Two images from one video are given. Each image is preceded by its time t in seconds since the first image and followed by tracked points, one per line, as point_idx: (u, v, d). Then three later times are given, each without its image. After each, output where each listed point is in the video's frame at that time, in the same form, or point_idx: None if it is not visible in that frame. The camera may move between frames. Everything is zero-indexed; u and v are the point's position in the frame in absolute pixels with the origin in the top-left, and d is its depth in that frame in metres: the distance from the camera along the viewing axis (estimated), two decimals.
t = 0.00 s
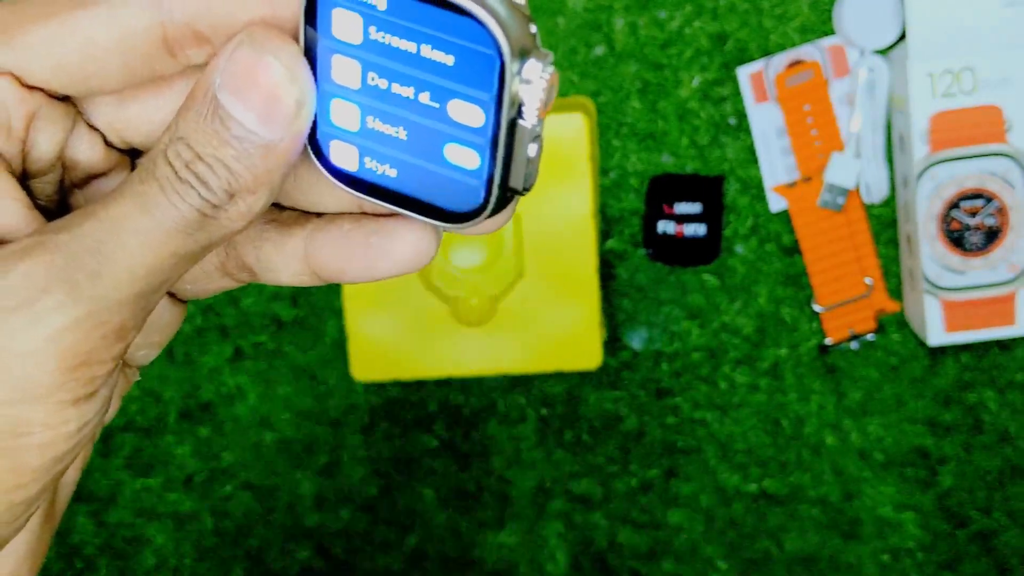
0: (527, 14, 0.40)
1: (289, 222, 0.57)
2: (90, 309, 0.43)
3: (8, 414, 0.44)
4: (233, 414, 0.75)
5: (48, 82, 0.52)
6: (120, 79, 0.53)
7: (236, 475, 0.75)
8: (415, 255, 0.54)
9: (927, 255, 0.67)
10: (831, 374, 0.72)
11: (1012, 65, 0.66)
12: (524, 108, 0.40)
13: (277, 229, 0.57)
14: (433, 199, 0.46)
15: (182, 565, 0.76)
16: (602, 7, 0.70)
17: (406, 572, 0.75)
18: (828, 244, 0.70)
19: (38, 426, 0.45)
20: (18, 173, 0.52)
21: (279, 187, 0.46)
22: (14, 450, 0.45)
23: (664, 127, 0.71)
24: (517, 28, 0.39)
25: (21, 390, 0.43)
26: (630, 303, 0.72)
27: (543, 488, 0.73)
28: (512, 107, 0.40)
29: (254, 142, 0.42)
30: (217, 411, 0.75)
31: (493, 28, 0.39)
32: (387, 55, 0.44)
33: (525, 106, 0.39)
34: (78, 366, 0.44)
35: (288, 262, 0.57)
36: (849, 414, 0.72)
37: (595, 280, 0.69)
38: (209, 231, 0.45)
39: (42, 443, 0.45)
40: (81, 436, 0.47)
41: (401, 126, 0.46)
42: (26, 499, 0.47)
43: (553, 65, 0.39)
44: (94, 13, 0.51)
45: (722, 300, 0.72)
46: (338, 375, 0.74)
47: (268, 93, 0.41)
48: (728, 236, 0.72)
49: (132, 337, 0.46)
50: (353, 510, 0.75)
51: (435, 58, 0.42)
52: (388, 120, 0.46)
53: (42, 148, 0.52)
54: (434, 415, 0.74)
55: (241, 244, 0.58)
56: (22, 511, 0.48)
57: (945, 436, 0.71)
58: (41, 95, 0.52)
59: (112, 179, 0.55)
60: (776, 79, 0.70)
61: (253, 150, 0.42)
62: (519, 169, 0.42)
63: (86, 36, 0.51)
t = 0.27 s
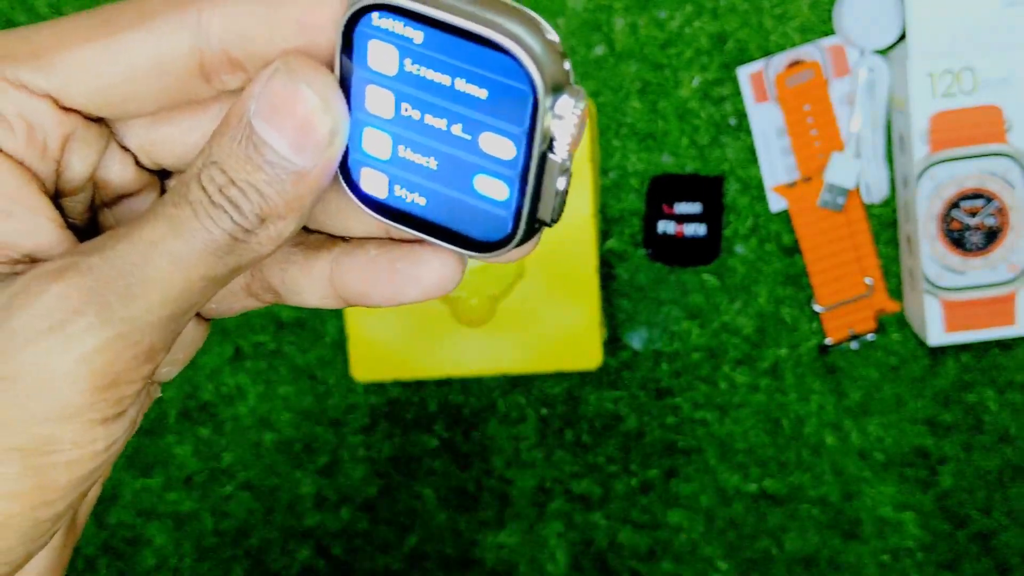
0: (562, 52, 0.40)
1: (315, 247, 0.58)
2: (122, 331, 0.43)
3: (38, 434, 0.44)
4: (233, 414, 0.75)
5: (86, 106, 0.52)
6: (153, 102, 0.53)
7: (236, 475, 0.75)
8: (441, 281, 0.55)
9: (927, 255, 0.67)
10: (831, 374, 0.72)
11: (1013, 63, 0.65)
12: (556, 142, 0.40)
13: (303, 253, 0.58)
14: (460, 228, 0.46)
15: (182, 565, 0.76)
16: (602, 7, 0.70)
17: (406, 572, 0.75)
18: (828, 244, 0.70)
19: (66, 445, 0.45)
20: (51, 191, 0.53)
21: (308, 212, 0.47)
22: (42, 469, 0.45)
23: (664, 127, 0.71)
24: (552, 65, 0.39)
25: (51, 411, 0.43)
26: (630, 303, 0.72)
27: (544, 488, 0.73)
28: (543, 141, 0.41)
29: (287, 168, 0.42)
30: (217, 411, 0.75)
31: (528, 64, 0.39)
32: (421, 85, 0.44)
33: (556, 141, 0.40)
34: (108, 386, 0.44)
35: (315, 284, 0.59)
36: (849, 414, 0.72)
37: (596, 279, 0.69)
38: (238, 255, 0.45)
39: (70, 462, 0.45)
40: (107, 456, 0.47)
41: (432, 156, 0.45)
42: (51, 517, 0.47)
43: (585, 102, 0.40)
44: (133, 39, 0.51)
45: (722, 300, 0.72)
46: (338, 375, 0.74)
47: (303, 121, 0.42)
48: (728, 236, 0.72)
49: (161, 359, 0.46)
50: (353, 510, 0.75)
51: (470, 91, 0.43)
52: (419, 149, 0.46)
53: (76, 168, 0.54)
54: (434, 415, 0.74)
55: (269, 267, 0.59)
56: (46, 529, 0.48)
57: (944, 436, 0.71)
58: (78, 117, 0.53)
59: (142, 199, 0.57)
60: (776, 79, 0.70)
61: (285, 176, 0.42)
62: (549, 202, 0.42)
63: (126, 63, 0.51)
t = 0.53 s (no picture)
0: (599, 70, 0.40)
1: (340, 258, 0.59)
2: (152, 345, 0.44)
3: (67, 445, 0.45)
4: (233, 414, 0.75)
5: (115, 116, 0.53)
6: (183, 113, 0.54)
7: (236, 475, 0.75)
8: (464, 294, 0.56)
9: (927, 255, 0.67)
10: (831, 374, 0.72)
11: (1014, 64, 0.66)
12: (590, 160, 0.41)
13: (328, 264, 0.59)
14: (487, 242, 0.47)
15: (182, 566, 0.76)
16: (602, 7, 0.71)
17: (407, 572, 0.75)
18: (829, 245, 0.70)
19: (94, 457, 0.46)
20: (80, 201, 0.54)
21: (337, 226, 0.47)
22: (69, 480, 0.46)
23: (664, 127, 0.71)
24: (587, 85, 0.40)
25: (81, 423, 0.44)
26: (630, 303, 0.72)
27: (544, 488, 0.73)
28: (577, 159, 0.42)
29: (318, 182, 0.43)
30: (217, 411, 0.75)
31: (565, 84, 0.40)
32: (454, 101, 0.44)
33: (590, 159, 0.41)
34: (136, 399, 0.45)
35: (337, 295, 0.59)
36: (849, 414, 0.72)
37: (596, 281, 0.71)
38: (266, 267, 0.46)
39: (95, 473, 0.46)
40: (131, 468, 0.48)
41: (463, 172, 0.46)
42: (75, 529, 0.48)
43: (619, 121, 0.41)
44: (161, 49, 0.51)
45: (722, 301, 0.72)
46: (339, 375, 0.74)
47: (335, 134, 0.42)
48: (728, 236, 0.72)
49: (187, 372, 0.47)
50: (353, 510, 0.75)
51: (503, 107, 0.43)
52: (448, 164, 0.46)
53: (104, 178, 0.54)
54: (434, 415, 0.74)
55: (293, 279, 0.60)
56: (69, 541, 0.49)
57: (944, 436, 0.71)
58: (108, 127, 0.53)
59: (167, 210, 0.58)
60: (776, 79, 0.70)
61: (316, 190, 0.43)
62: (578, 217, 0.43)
63: (155, 74, 0.51)
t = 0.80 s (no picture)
0: (591, 56, 0.41)
1: (335, 249, 0.60)
2: (148, 335, 0.44)
3: (64, 437, 0.45)
4: (233, 414, 0.75)
5: (109, 107, 0.53)
6: (179, 104, 0.53)
7: (236, 475, 0.75)
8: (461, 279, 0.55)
9: (927, 255, 0.67)
10: (831, 374, 0.72)
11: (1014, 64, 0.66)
12: (583, 146, 0.42)
13: (324, 254, 0.60)
14: (481, 230, 0.47)
15: (182, 566, 0.76)
16: (602, 7, 0.70)
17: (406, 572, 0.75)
18: (828, 245, 0.70)
19: (91, 448, 0.46)
20: (75, 192, 0.54)
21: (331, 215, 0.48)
22: (67, 471, 0.46)
23: (664, 127, 0.71)
24: (581, 70, 0.41)
25: (78, 414, 0.44)
26: (630, 303, 0.72)
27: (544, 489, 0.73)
28: (570, 146, 0.42)
29: (312, 171, 0.43)
30: (217, 411, 0.75)
31: (559, 70, 0.41)
32: (449, 90, 0.45)
33: (584, 145, 0.42)
34: (132, 389, 0.45)
35: (333, 285, 0.60)
36: (848, 414, 0.72)
37: (596, 280, 0.71)
38: (262, 257, 0.46)
39: (92, 463, 0.47)
40: (128, 458, 0.49)
41: (457, 159, 0.46)
42: (74, 519, 0.49)
43: (612, 107, 0.41)
44: (156, 38, 0.51)
45: (723, 300, 0.72)
46: (339, 375, 0.74)
47: (329, 123, 0.43)
48: (728, 236, 0.72)
49: (183, 362, 0.47)
50: (353, 510, 0.75)
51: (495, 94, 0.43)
52: (442, 152, 0.46)
53: (99, 169, 0.55)
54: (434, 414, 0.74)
55: (289, 270, 0.61)
56: (68, 531, 0.49)
57: (945, 436, 0.71)
58: (102, 118, 0.54)
59: (160, 202, 0.58)
60: (777, 79, 0.70)
61: (311, 179, 0.44)
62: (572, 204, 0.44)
63: (150, 64, 0.51)
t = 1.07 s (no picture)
0: (585, 41, 0.41)
1: (330, 239, 0.60)
2: (140, 322, 0.44)
3: (57, 426, 0.45)
4: (233, 414, 0.75)
5: (102, 95, 0.52)
6: (169, 91, 0.53)
7: (236, 475, 0.75)
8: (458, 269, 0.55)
9: (928, 255, 0.67)
10: (831, 374, 0.72)
11: (1013, 64, 0.66)
12: (578, 131, 0.42)
13: (318, 244, 0.60)
14: (477, 218, 0.47)
15: (182, 565, 0.76)
16: (602, 7, 0.71)
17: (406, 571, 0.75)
18: (827, 245, 0.70)
19: (85, 437, 0.46)
20: (67, 181, 0.54)
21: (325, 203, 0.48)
22: (61, 461, 0.46)
23: (664, 127, 0.71)
24: (574, 54, 0.41)
25: (71, 403, 0.44)
26: (630, 303, 0.72)
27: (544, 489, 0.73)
28: (565, 132, 0.42)
29: (306, 158, 0.43)
30: (216, 411, 0.75)
31: (552, 54, 0.41)
32: (444, 75, 0.45)
33: (578, 130, 0.42)
34: (125, 378, 0.45)
35: (328, 274, 0.59)
36: (849, 414, 0.72)
37: (595, 280, 0.70)
38: (255, 245, 0.46)
39: (87, 453, 0.47)
40: (123, 447, 0.49)
41: (450, 145, 0.46)
42: (68, 509, 0.49)
43: (606, 91, 0.41)
44: (147, 26, 0.51)
45: (723, 300, 0.72)
46: (339, 375, 0.74)
47: (321, 109, 0.43)
48: (728, 236, 0.72)
49: (177, 351, 0.47)
50: (353, 510, 0.75)
51: (490, 79, 0.44)
52: (437, 138, 0.47)
53: (91, 158, 0.55)
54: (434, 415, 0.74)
55: (283, 259, 0.61)
56: (62, 521, 0.49)
57: (945, 436, 0.71)
58: (92, 106, 0.53)
59: (154, 189, 0.59)
60: (776, 79, 0.70)
61: (304, 166, 0.44)
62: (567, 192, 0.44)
63: (140, 50, 0.51)
